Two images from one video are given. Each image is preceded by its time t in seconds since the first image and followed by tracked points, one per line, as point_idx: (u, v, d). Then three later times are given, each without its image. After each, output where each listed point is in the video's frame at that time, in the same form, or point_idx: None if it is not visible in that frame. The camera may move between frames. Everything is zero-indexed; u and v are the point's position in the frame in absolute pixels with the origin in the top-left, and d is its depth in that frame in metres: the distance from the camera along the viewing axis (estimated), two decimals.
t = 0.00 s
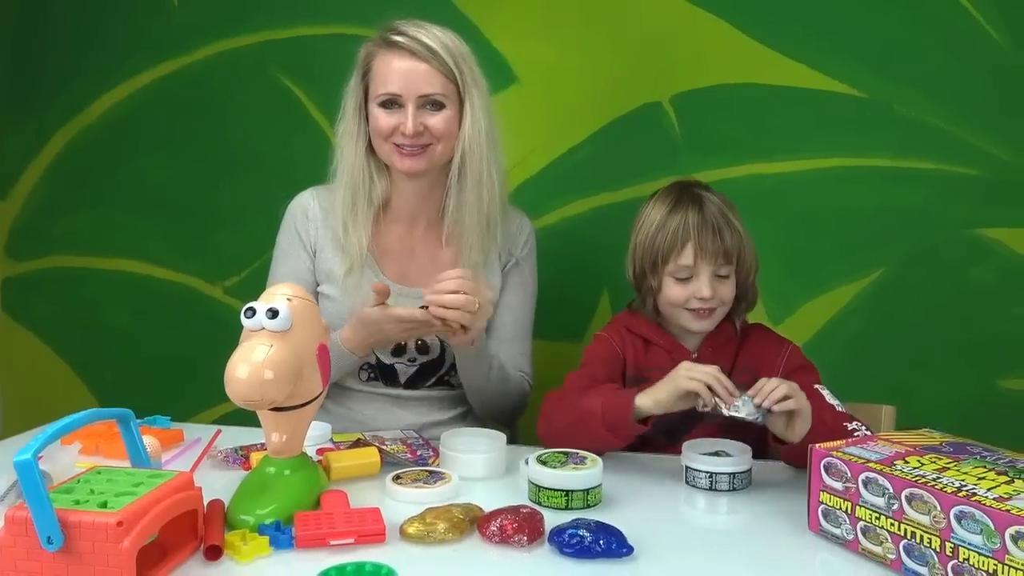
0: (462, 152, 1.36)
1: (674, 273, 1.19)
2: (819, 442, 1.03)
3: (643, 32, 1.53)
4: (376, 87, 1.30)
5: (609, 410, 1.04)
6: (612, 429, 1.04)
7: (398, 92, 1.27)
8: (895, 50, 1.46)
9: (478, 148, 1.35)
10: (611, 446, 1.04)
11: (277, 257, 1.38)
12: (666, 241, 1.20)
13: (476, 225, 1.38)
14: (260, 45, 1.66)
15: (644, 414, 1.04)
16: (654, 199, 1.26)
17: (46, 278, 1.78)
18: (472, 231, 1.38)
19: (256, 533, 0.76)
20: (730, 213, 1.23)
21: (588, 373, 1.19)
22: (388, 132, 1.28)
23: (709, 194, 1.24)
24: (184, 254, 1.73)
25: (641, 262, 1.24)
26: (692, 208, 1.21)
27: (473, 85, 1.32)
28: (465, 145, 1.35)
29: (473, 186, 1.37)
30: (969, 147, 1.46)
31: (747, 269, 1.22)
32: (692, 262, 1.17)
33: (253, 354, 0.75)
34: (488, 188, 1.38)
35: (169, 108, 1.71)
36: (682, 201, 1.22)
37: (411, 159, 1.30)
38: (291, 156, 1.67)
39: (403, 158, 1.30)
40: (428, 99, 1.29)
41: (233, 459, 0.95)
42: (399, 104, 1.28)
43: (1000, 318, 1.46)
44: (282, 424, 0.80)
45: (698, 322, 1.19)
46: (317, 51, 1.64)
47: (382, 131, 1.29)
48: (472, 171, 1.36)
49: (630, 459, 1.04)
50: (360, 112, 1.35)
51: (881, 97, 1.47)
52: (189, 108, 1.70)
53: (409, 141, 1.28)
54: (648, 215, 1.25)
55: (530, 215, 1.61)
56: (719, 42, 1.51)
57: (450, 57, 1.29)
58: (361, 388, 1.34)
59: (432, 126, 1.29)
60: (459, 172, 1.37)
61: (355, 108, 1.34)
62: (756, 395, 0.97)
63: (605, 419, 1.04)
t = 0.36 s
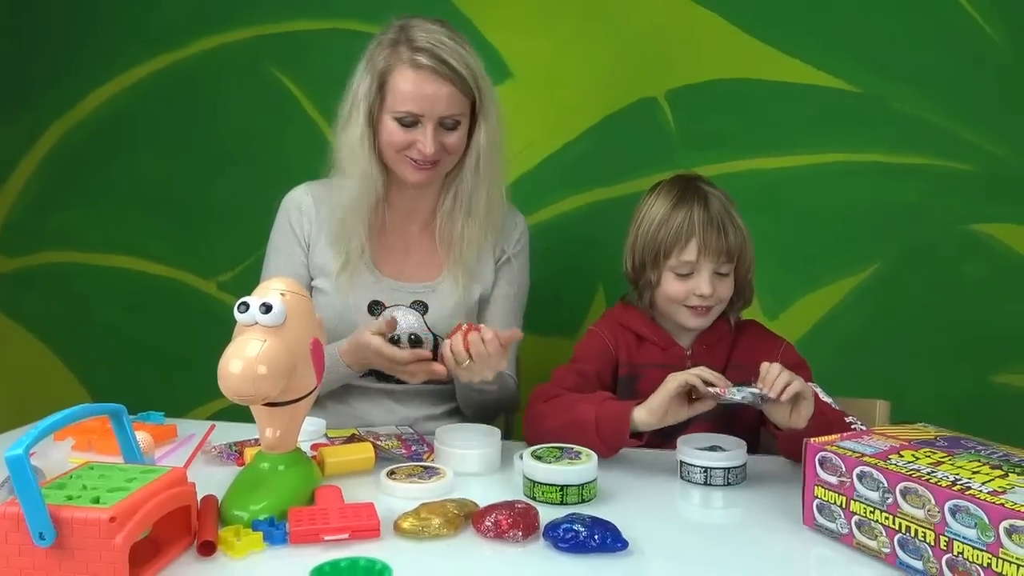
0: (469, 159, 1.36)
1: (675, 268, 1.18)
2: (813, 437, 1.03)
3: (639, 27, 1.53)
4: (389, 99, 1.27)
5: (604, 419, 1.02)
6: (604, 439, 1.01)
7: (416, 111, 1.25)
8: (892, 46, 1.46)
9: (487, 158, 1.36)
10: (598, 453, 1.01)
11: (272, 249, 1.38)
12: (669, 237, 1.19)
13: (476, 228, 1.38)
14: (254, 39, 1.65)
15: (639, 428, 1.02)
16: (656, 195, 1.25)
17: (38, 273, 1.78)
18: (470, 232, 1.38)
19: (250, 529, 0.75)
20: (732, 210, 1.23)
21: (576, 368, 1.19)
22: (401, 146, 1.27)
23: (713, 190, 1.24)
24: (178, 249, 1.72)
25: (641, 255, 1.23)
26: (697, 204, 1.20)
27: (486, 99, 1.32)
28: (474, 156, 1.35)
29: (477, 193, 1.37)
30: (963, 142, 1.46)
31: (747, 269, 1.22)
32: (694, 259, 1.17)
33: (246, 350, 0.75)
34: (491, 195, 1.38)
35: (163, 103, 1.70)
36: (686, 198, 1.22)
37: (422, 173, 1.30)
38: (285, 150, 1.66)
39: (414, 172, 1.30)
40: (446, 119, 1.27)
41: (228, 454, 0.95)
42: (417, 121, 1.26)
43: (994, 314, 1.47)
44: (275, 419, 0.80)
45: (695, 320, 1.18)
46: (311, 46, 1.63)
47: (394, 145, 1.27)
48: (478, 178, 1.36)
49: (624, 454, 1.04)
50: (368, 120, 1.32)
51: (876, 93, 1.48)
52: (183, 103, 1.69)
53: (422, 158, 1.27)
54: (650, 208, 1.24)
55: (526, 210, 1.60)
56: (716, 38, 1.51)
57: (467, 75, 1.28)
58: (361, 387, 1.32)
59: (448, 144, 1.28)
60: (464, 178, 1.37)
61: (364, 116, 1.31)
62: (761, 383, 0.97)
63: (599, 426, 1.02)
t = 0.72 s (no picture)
0: (467, 157, 1.35)
1: (671, 265, 1.17)
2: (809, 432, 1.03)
3: (635, 24, 1.53)
4: (383, 94, 1.27)
5: (604, 417, 1.02)
6: (604, 437, 1.01)
7: (408, 106, 1.24)
8: (888, 42, 1.46)
9: (485, 155, 1.35)
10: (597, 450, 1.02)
11: (277, 243, 1.37)
12: (665, 232, 1.19)
13: (478, 226, 1.37)
14: (250, 37, 1.65)
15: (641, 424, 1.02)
16: (653, 189, 1.25)
17: (33, 272, 1.77)
18: (473, 230, 1.37)
19: (247, 526, 0.75)
20: (730, 206, 1.22)
21: (569, 364, 1.20)
22: (395, 142, 1.27)
23: (710, 185, 1.24)
24: (174, 247, 1.72)
25: (637, 250, 1.23)
26: (694, 198, 1.20)
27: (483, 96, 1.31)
28: (472, 153, 1.35)
29: (477, 191, 1.37)
30: (959, 138, 1.46)
31: (744, 266, 1.21)
32: (690, 256, 1.16)
33: (242, 347, 0.75)
34: (491, 192, 1.38)
35: (159, 101, 1.70)
36: (684, 193, 1.21)
37: (417, 169, 1.30)
38: (282, 148, 1.66)
39: (409, 168, 1.30)
40: (439, 115, 1.27)
41: (224, 452, 0.95)
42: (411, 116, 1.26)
43: (990, 309, 1.47)
44: (271, 416, 0.80)
45: (691, 317, 1.18)
46: (307, 43, 1.63)
47: (389, 140, 1.28)
48: (477, 175, 1.36)
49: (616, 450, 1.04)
50: (366, 116, 1.31)
51: (872, 89, 1.48)
52: (179, 101, 1.69)
53: (416, 153, 1.27)
54: (647, 203, 1.24)
55: (523, 206, 1.60)
56: (713, 34, 1.51)
57: (460, 71, 1.27)
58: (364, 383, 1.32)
59: (442, 141, 1.28)
60: (462, 175, 1.36)
61: (361, 111, 1.31)
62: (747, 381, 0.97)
63: (599, 424, 1.02)
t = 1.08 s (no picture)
0: (467, 154, 1.35)
1: (665, 265, 1.17)
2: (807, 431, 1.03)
3: (635, 22, 1.53)
4: (384, 90, 1.27)
5: (608, 422, 1.01)
6: (608, 442, 1.01)
7: (407, 101, 1.25)
8: (887, 41, 1.46)
9: (486, 151, 1.35)
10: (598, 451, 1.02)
11: (280, 241, 1.37)
12: (661, 232, 1.19)
13: (480, 222, 1.37)
14: (249, 34, 1.65)
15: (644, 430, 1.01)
16: (653, 187, 1.25)
17: (30, 269, 1.77)
18: (474, 226, 1.37)
19: (246, 524, 0.75)
20: (728, 207, 1.22)
21: (567, 361, 1.19)
22: (396, 138, 1.27)
23: (710, 185, 1.24)
24: (172, 244, 1.72)
25: (633, 248, 1.23)
26: (693, 201, 1.20)
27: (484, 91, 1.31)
28: (473, 149, 1.34)
29: (478, 187, 1.36)
30: (958, 137, 1.46)
31: (737, 270, 1.22)
32: (685, 257, 1.16)
33: (241, 345, 0.75)
34: (493, 187, 1.38)
35: (157, 99, 1.69)
36: (681, 192, 1.21)
37: (418, 165, 1.30)
38: (280, 145, 1.66)
39: (410, 164, 1.29)
40: (438, 110, 1.27)
41: (223, 450, 0.95)
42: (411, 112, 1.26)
43: (989, 308, 1.47)
44: (271, 414, 0.80)
45: (682, 317, 1.18)
46: (306, 40, 1.63)
47: (390, 136, 1.27)
48: (478, 171, 1.36)
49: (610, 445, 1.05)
50: (367, 113, 1.32)
51: (871, 87, 1.48)
52: (178, 98, 1.69)
53: (416, 149, 1.27)
54: (646, 202, 1.24)
55: (523, 204, 1.60)
56: (712, 33, 1.51)
57: (460, 66, 1.27)
58: (362, 383, 1.32)
59: (442, 136, 1.28)
60: (463, 171, 1.36)
61: (362, 108, 1.31)
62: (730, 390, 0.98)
63: (603, 430, 1.01)
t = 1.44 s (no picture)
0: (472, 152, 1.36)
1: (651, 264, 1.17)
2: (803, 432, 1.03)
3: (634, 22, 1.53)
4: (392, 86, 1.28)
5: (603, 413, 1.03)
6: (603, 432, 1.03)
7: (417, 97, 1.26)
8: (885, 42, 1.47)
9: (490, 149, 1.35)
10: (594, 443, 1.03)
11: (277, 241, 1.37)
12: (645, 231, 1.19)
13: (480, 220, 1.37)
14: (248, 32, 1.64)
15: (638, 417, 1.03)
16: (641, 188, 1.25)
17: (28, 267, 1.77)
18: (473, 224, 1.37)
19: (243, 524, 0.75)
20: (714, 209, 1.21)
21: (563, 363, 1.19)
22: (404, 135, 1.28)
23: (696, 188, 1.23)
24: (170, 243, 1.72)
25: (621, 249, 1.23)
26: (677, 201, 1.20)
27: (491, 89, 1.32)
28: (478, 147, 1.35)
29: (482, 185, 1.37)
30: (957, 139, 1.46)
31: (725, 269, 1.21)
32: (669, 256, 1.16)
33: (240, 345, 0.75)
34: (496, 186, 1.38)
35: (156, 97, 1.69)
36: (667, 193, 1.21)
37: (424, 162, 1.30)
38: (279, 145, 1.66)
39: (416, 160, 1.30)
40: (447, 106, 1.28)
41: (221, 450, 0.95)
42: (419, 108, 1.27)
43: (986, 310, 1.47)
44: (269, 414, 0.80)
45: (669, 316, 1.18)
46: (305, 39, 1.63)
47: (397, 133, 1.28)
48: (482, 169, 1.36)
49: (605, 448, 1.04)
50: (372, 110, 1.32)
51: (871, 89, 1.48)
52: (176, 97, 1.69)
53: (425, 145, 1.28)
54: (631, 204, 1.24)
55: (522, 204, 1.60)
56: (710, 33, 1.51)
57: (468, 62, 1.29)
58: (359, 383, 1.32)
59: (450, 132, 1.29)
60: (468, 168, 1.37)
61: (367, 105, 1.31)
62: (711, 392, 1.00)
63: (597, 419, 1.03)
